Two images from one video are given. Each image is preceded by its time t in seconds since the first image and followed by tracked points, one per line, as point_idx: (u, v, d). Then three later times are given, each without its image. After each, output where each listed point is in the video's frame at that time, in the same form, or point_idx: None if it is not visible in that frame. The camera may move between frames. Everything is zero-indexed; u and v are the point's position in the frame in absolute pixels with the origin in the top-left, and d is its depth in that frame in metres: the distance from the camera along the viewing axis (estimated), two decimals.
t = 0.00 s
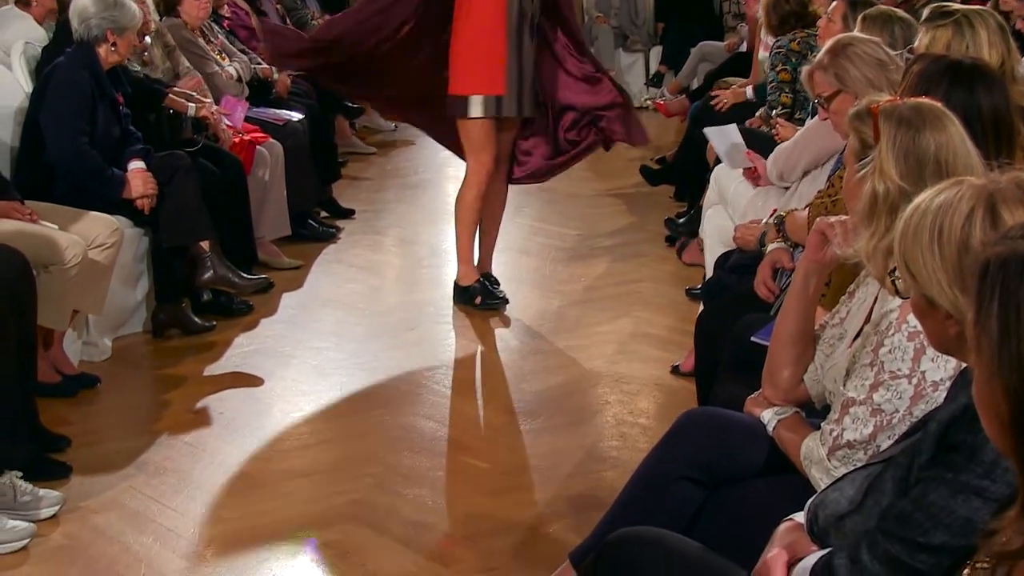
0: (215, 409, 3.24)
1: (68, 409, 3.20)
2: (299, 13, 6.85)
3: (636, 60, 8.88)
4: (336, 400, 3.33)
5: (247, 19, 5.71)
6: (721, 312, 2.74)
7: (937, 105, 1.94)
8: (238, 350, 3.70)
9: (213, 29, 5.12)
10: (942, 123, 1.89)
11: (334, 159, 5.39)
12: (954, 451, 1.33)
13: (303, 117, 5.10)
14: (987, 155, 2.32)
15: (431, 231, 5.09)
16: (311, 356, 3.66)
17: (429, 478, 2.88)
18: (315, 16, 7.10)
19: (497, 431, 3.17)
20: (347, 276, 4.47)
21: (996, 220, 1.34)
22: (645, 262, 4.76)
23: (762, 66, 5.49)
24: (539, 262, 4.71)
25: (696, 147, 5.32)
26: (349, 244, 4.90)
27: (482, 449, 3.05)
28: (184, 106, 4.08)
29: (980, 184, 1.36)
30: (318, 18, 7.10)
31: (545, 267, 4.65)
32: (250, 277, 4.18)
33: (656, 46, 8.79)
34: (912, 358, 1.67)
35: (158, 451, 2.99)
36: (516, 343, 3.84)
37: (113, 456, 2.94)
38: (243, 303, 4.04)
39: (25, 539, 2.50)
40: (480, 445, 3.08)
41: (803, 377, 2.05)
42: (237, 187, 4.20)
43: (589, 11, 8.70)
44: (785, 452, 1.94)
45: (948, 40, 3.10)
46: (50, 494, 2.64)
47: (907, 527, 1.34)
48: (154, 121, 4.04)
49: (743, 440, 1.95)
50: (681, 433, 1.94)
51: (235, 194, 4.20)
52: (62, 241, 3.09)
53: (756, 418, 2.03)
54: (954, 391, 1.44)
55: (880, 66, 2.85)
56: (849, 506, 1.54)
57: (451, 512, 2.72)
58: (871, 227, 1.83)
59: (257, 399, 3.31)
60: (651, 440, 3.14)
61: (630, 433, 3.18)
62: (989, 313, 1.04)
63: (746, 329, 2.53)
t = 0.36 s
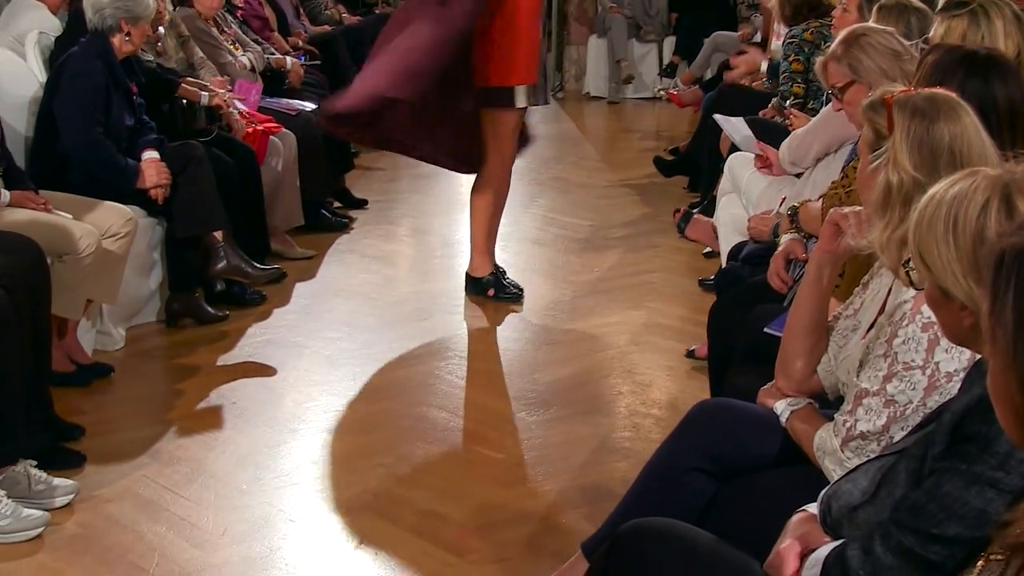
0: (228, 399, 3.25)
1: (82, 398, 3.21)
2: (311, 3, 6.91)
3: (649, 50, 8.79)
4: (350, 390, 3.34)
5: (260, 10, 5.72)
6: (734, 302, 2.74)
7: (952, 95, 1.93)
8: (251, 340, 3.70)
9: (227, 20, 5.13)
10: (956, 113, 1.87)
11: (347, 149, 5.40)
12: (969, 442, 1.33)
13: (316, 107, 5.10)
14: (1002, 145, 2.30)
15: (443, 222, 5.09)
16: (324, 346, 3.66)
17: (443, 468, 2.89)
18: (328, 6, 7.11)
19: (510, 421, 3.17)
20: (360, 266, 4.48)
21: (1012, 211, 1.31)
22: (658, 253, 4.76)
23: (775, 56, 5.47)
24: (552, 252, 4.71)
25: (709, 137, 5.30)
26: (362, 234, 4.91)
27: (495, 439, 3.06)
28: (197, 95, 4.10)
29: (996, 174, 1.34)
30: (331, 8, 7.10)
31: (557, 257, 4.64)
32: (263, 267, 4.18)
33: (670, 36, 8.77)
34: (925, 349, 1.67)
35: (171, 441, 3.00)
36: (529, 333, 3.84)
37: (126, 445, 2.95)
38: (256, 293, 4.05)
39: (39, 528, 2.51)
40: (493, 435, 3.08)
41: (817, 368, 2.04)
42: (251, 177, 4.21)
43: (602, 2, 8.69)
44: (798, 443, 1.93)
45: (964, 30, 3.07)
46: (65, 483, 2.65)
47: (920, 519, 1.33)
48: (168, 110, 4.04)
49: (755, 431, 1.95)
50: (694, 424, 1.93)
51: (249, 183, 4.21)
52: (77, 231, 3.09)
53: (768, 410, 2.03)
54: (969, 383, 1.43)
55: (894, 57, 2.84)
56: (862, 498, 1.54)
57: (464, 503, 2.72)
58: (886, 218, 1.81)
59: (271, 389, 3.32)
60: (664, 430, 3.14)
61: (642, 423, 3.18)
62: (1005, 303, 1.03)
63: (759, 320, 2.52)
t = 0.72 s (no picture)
0: (237, 394, 3.25)
1: (92, 393, 3.22)
2: None
3: (658, 46, 8.82)
4: (359, 386, 3.34)
5: (269, 5, 5.73)
6: (743, 298, 2.73)
7: (961, 91, 1.92)
8: (260, 335, 3.71)
9: (236, 15, 5.13)
10: (966, 109, 1.87)
11: (355, 144, 5.40)
12: (978, 439, 1.32)
13: (325, 102, 5.10)
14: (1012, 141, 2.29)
15: (452, 217, 5.09)
16: (333, 342, 3.66)
17: (453, 464, 2.89)
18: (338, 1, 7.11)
19: (519, 417, 3.17)
20: (368, 261, 4.49)
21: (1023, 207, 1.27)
22: (667, 248, 4.75)
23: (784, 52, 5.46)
24: (561, 248, 4.71)
25: (718, 132, 5.29)
26: (371, 229, 4.91)
27: (503, 434, 3.06)
28: (206, 90, 4.10)
29: (1006, 171, 1.31)
30: (340, 3, 7.11)
31: (566, 253, 4.64)
32: (272, 263, 4.20)
33: (679, 31, 8.75)
34: (935, 345, 1.66)
35: (180, 435, 3.00)
36: (537, 329, 3.84)
37: (135, 440, 2.96)
38: (264, 288, 4.06)
39: (49, 522, 2.52)
40: (501, 430, 3.08)
41: (825, 365, 2.03)
42: (260, 172, 4.21)
43: None
44: (807, 439, 1.93)
45: (974, 25, 3.06)
46: (74, 478, 2.66)
47: (930, 515, 1.33)
48: (177, 105, 4.04)
49: (763, 427, 1.94)
50: (702, 420, 1.93)
51: (258, 178, 4.21)
52: (86, 226, 3.10)
53: (778, 406, 2.02)
54: (979, 379, 1.42)
55: (904, 52, 2.82)
56: (871, 494, 1.54)
57: (474, 498, 2.72)
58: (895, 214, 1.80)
59: (280, 384, 3.33)
60: (673, 426, 3.14)
61: (652, 419, 3.17)
62: (1015, 297, 1.03)
63: (768, 316, 2.52)
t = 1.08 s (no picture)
0: (245, 393, 3.26)
1: (101, 391, 3.23)
2: None
3: (667, 45, 8.80)
4: (368, 385, 3.34)
5: (278, 4, 5.75)
6: (751, 297, 2.73)
7: (971, 91, 1.91)
8: (269, 334, 3.71)
9: (245, 14, 5.14)
10: (976, 109, 1.86)
11: (364, 143, 5.40)
12: (988, 439, 1.31)
13: (334, 101, 5.10)
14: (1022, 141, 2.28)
15: (460, 216, 5.09)
16: (342, 340, 3.67)
17: (461, 463, 2.89)
18: None
19: (526, 416, 3.17)
20: (377, 260, 4.49)
21: None
22: (675, 247, 4.74)
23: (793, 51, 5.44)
24: (569, 247, 4.71)
25: (726, 132, 5.28)
26: (379, 228, 4.92)
27: (511, 433, 3.06)
28: (214, 88, 4.12)
29: (1018, 170, 1.30)
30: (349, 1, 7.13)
31: (574, 252, 4.64)
32: (280, 261, 4.19)
33: (688, 31, 8.74)
34: (945, 345, 1.65)
35: (188, 434, 3.01)
36: (545, 328, 3.83)
37: (144, 438, 2.96)
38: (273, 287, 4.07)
39: (58, 520, 2.52)
40: (509, 430, 3.08)
41: (834, 364, 2.03)
42: (268, 170, 4.21)
43: None
44: (815, 438, 1.92)
45: (984, 25, 3.05)
46: (83, 476, 2.67)
47: (938, 515, 1.32)
48: (186, 104, 4.06)
49: (771, 426, 1.94)
50: (711, 419, 1.92)
51: (266, 176, 4.22)
52: (95, 224, 3.10)
53: (787, 405, 2.02)
54: (989, 378, 1.41)
55: (913, 51, 2.81)
56: (880, 494, 1.53)
57: (482, 496, 2.72)
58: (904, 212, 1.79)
59: (289, 383, 3.33)
60: (681, 425, 3.13)
61: (660, 418, 3.17)
62: None
63: (776, 315, 2.51)
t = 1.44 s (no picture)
0: (260, 393, 3.26)
1: (116, 391, 3.24)
2: None
3: (682, 45, 8.76)
4: (382, 385, 3.34)
5: (293, 5, 5.77)
6: (765, 299, 2.72)
7: (998, 91, 1.90)
8: (282, 334, 3.72)
9: (261, 15, 5.16)
10: (1002, 111, 1.85)
11: (379, 144, 5.41)
12: (1001, 441, 1.30)
13: (348, 101, 5.11)
14: None
15: (474, 217, 5.09)
16: (356, 341, 3.67)
17: (474, 463, 2.89)
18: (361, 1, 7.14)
19: (539, 417, 3.16)
20: (391, 260, 4.50)
21: None
22: (689, 248, 4.73)
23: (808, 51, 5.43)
24: (583, 247, 4.70)
25: (741, 133, 5.27)
26: (393, 229, 4.93)
27: (524, 434, 3.06)
28: (229, 90, 4.15)
29: None
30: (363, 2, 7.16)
31: (588, 253, 4.63)
32: (293, 262, 4.20)
33: (702, 31, 8.72)
34: (960, 345, 1.65)
35: (203, 434, 3.02)
36: (558, 329, 3.83)
37: (159, 438, 2.97)
38: (287, 288, 4.08)
39: (73, 519, 2.53)
40: (522, 430, 3.08)
41: (846, 362, 2.01)
42: (282, 170, 4.22)
43: None
44: (828, 437, 1.91)
45: (1000, 26, 3.04)
46: (98, 475, 2.67)
47: (954, 517, 1.31)
48: (202, 105, 4.04)
49: (786, 427, 1.93)
50: (726, 420, 1.92)
51: (280, 176, 4.23)
52: (110, 224, 3.11)
53: (802, 406, 2.00)
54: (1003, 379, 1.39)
55: (929, 52, 2.79)
56: (895, 496, 1.52)
57: (495, 497, 2.72)
58: (927, 214, 1.78)
59: (302, 383, 3.34)
60: (695, 427, 3.13)
61: (674, 420, 3.16)
62: None
63: (791, 317, 2.50)
